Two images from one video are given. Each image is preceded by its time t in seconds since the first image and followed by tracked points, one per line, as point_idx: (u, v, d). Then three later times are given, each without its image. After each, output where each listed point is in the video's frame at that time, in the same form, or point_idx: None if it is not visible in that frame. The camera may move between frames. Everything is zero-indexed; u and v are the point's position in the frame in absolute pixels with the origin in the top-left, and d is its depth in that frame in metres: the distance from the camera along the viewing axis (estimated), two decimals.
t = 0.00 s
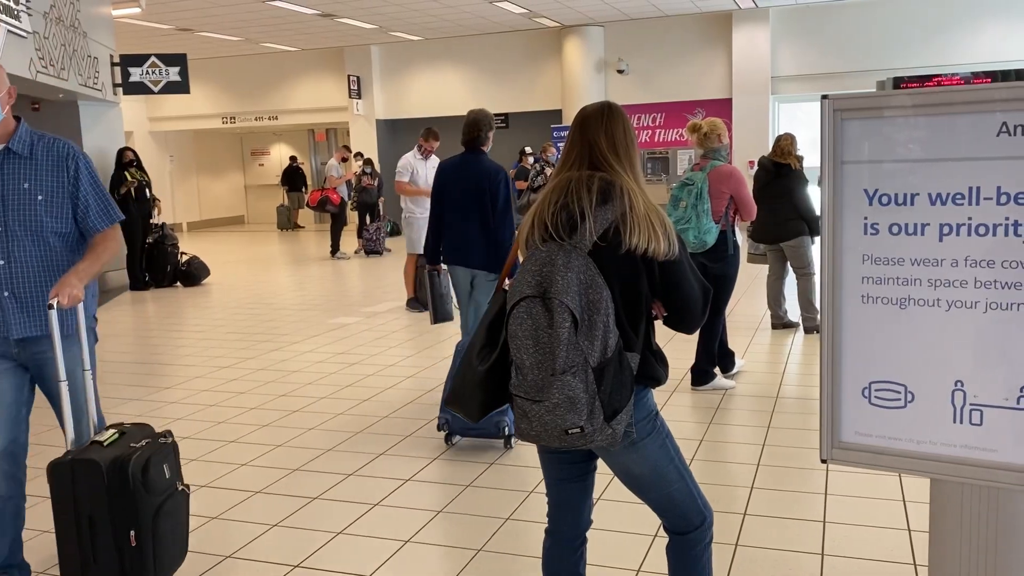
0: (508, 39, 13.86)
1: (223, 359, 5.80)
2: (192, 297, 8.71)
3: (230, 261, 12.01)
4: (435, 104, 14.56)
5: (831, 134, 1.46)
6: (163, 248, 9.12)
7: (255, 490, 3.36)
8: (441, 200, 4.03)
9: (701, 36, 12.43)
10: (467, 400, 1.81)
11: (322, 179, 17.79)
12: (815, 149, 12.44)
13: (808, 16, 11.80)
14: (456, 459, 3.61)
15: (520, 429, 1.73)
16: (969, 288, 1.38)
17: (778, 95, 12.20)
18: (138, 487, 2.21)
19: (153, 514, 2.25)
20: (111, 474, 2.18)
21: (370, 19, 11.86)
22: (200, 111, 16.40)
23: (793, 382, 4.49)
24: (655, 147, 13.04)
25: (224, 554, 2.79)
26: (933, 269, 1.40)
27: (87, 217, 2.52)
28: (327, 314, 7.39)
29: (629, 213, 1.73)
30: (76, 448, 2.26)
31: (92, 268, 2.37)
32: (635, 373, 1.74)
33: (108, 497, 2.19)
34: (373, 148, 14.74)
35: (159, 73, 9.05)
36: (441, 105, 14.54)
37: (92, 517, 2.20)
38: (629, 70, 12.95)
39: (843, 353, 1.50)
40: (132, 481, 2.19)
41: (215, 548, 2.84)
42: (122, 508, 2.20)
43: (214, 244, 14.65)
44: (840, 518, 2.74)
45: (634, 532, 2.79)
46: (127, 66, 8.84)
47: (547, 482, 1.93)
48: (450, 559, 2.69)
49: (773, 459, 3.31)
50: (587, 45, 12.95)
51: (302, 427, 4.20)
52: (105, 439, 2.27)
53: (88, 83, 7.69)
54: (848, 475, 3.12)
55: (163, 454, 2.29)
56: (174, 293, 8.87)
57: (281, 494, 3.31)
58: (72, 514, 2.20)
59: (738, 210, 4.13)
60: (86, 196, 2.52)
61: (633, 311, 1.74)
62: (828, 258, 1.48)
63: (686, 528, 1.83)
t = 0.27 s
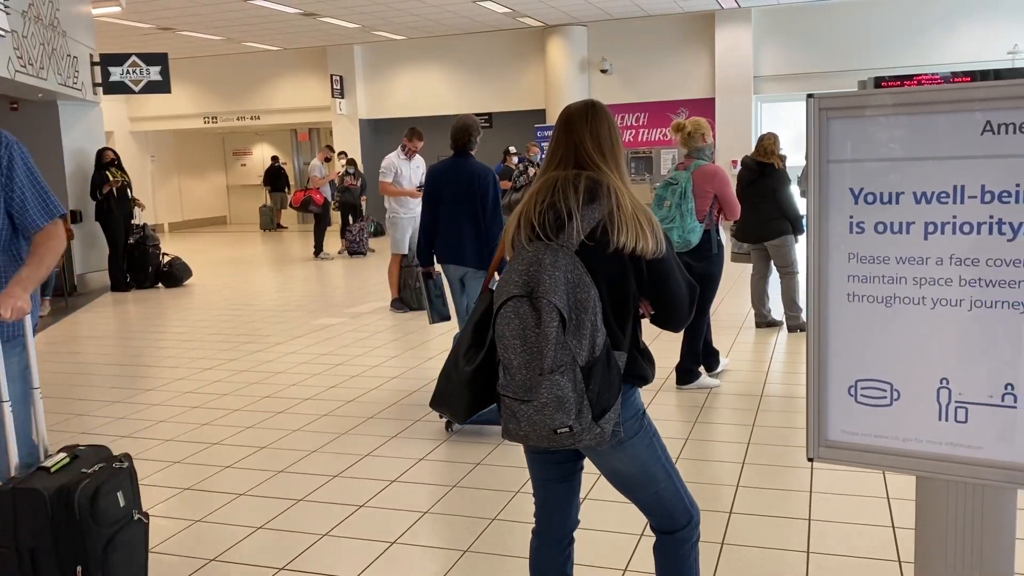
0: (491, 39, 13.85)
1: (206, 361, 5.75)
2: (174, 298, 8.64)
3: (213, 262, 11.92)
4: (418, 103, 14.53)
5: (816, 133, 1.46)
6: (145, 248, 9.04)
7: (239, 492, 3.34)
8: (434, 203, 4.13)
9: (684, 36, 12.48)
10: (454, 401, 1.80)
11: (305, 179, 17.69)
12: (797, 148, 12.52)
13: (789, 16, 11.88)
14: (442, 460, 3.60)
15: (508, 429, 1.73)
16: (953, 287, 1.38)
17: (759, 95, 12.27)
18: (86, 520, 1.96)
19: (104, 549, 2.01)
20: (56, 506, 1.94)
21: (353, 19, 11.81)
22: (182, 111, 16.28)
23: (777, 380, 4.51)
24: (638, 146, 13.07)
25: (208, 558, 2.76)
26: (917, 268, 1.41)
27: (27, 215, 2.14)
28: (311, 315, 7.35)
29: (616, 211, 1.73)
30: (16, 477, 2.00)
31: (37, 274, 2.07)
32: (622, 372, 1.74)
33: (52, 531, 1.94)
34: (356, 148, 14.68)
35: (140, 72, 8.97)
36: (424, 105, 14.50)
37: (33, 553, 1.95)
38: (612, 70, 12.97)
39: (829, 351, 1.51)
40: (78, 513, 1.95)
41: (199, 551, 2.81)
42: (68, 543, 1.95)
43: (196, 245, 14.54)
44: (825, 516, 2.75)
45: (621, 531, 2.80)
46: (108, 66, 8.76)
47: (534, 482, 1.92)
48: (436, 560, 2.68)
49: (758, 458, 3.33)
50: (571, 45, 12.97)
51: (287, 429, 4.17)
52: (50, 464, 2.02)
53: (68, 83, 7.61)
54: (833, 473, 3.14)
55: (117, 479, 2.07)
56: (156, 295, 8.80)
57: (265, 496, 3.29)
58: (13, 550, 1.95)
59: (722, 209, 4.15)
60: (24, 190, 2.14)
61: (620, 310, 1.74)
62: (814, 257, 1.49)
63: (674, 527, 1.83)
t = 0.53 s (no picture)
0: (461, 39, 13.82)
1: (175, 364, 5.67)
2: (141, 300, 8.51)
3: (181, 263, 11.77)
4: (389, 103, 14.45)
5: (786, 132, 1.48)
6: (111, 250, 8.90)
7: (211, 496, 3.30)
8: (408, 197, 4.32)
9: (654, 36, 12.56)
10: (428, 402, 1.80)
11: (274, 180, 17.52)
12: (765, 148, 12.65)
13: (756, 17, 12.00)
14: (415, 461, 3.58)
15: (482, 430, 1.72)
16: (922, 284, 1.41)
17: (727, 95, 12.37)
18: (10, 555, 2.07)
19: None
20: None
21: (322, 18, 11.73)
22: (148, 111, 16.04)
23: (747, 378, 4.56)
24: (608, 147, 13.10)
25: (179, 562, 2.73)
26: (886, 265, 1.43)
27: None
28: (281, 317, 7.28)
29: (589, 211, 1.74)
30: None
31: None
32: (595, 371, 1.75)
33: None
34: (325, 148, 14.57)
35: (106, 71, 8.84)
36: (395, 105, 14.43)
37: None
38: (582, 70, 13.00)
39: (800, 349, 1.52)
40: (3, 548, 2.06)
41: (169, 556, 2.77)
42: None
43: (163, 247, 14.33)
44: (796, 511, 2.78)
45: (594, 529, 2.81)
46: (72, 65, 8.61)
47: (508, 482, 1.92)
48: (410, 561, 2.67)
49: (729, 454, 3.36)
50: (541, 46, 12.99)
51: (258, 431, 4.13)
52: None
53: (31, 82, 7.47)
54: (802, 469, 3.18)
55: (44, 517, 2.19)
56: (123, 297, 8.66)
57: (237, 499, 3.25)
58: None
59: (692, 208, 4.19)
60: None
61: (593, 310, 1.75)
62: (785, 256, 1.50)
63: (648, 525, 1.84)
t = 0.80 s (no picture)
0: (418, 39, 13.76)
1: (128, 369, 5.55)
2: (91, 304, 8.31)
3: (133, 266, 11.51)
4: (345, 103, 14.33)
5: (741, 134, 1.50)
6: (60, 253, 8.67)
7: (167, 503, 3.23)
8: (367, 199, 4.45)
9: (610, 38, 12.66)
10: (388, 404, 1.79)
11: (228, 181, 17.24)
12: (719, 148, 12.84)
13: (710, 20, 12.17)
14: (376, 464, 3.56)
15: (442, 432, 1.72)
16: (873, 283, 1.44)
17: (683, 96, 12.53)
18: None
19: None
20: None
21: (277, 18, 11.59)
22: (97, 111, 15.67)
23: (704, 375, 4.62)
24: (566, 148, 13.16)
25: (134, 571, 2.67)
26: (839, 264, 1.46)
27: None
28: (237, 320, 7.17)
29: (548, 213, 1.74)
30: None
31: None
32: (555, 372, 1.76)
33: None
34: (281, 149, 14.38)
35: (53, 70, 8.62)
36: (352, 105, 14.31)
37: None
38: (539, 71, 13.04)
39: (757, 346, 1.55)
40: None
41: (124, 565, 2.71)
42: None
43: (114, 250, 14.01)
44: (753, 507, 2.83)
45: (555, 528, 2.82)
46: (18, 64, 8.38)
47: (469, 483, 1.92)
48: (371, 564, 2.65)
49: (687, 452, 3.40)
50: (498, 47, 13.01)
51: (215, 436, 4.06)
52: None
53: None
54: (759, 465, 3.23)
55: None
56: (73, 301, 8.45)
57: (194, 506, 3.19)
58: None
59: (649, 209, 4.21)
60: None
61: (553, 312, 1.75)
62: (741, 256, 1.53)
63: (608, 524, 1.85)
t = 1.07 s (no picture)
0: (362, 39, 13.62)
1: (64, 376, 5.37)
2: (24, 310, 8.02)
3: (68, 270, 11.15)
4: (289, 103, 14.11)
5: (685, 136, 1.52)
6: None
7: (107, 513, 3.13)
8: (318, 202, 4.66)
9: (554, 39, 12.72)
10: (335, 410, 1.77)
11: (168, 182, 16.82)
12: (664, 149, 13.00)
13: (653, 22, 12.32)
14: (323, 469, 3.51)
15: (389, 436, 1.71)
16: (814, 282, 1.47)
17: (627, 97, 12.66)
18: None
19: None
20: None
21: (217, 16, 11.35)
22: (29, 110, 15.14)
23: (650, 374, 4.67)
24: (512, 148, 13.17)
25: None
26: (780, 264, 1.49)
27: None
28: (179, 324, 7.00)
29: (495, 215, 1.74)
30: None
31: None
32: (503, 375, 1.75)
33: None
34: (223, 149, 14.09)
35: None
36: (295, 105, 14.10)
37: None
38: (485, 72, 13.03)
39: (701, 347, 1.57)
40: None
41: None
42: None
43: (48, 253, 13.54)
44: (700, 504, 2.87)
45: (505, 530, 2.81)
46: None
47: (418, 487, 1.91)
48: (319, 572, 2.61)
49: (635, 450, 3.43)
50: (443, 47, 12.96)
51: (157, 444, 3.95)
52: None
53: None
54: (705, 461, 3.28)
55: None
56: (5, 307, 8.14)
57: (135, 516, 3.10)
58: None
59: (594, 209, 4.25)
60: None
61: (501, 314, 1.75)
62: (685, 256, 1.55)
63: (557, 525, 1.86)
